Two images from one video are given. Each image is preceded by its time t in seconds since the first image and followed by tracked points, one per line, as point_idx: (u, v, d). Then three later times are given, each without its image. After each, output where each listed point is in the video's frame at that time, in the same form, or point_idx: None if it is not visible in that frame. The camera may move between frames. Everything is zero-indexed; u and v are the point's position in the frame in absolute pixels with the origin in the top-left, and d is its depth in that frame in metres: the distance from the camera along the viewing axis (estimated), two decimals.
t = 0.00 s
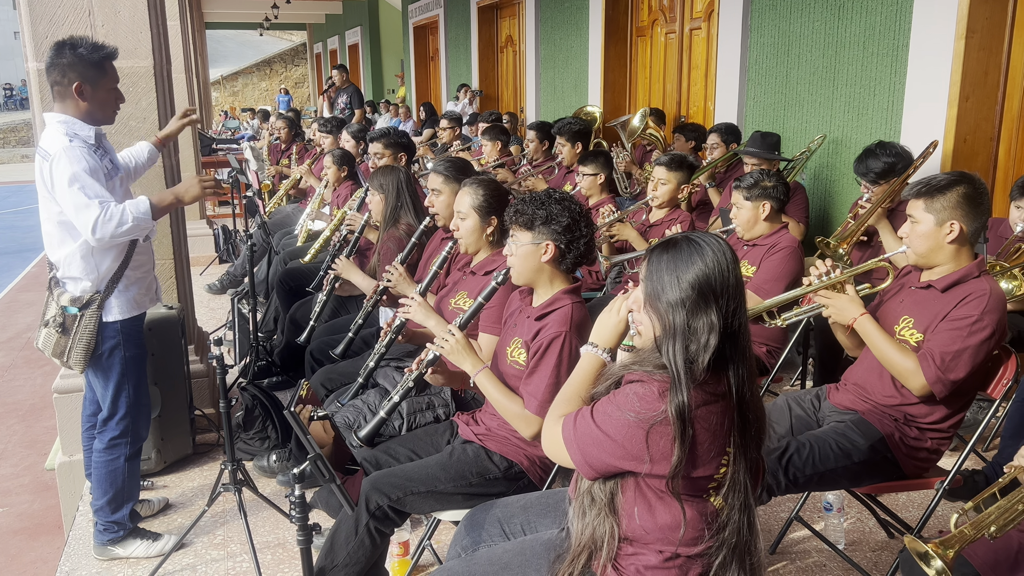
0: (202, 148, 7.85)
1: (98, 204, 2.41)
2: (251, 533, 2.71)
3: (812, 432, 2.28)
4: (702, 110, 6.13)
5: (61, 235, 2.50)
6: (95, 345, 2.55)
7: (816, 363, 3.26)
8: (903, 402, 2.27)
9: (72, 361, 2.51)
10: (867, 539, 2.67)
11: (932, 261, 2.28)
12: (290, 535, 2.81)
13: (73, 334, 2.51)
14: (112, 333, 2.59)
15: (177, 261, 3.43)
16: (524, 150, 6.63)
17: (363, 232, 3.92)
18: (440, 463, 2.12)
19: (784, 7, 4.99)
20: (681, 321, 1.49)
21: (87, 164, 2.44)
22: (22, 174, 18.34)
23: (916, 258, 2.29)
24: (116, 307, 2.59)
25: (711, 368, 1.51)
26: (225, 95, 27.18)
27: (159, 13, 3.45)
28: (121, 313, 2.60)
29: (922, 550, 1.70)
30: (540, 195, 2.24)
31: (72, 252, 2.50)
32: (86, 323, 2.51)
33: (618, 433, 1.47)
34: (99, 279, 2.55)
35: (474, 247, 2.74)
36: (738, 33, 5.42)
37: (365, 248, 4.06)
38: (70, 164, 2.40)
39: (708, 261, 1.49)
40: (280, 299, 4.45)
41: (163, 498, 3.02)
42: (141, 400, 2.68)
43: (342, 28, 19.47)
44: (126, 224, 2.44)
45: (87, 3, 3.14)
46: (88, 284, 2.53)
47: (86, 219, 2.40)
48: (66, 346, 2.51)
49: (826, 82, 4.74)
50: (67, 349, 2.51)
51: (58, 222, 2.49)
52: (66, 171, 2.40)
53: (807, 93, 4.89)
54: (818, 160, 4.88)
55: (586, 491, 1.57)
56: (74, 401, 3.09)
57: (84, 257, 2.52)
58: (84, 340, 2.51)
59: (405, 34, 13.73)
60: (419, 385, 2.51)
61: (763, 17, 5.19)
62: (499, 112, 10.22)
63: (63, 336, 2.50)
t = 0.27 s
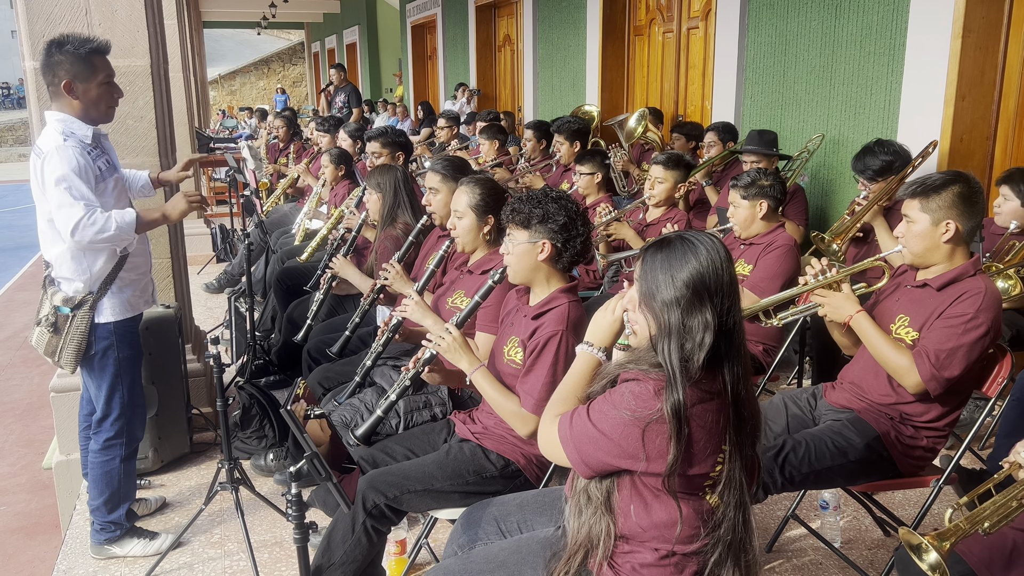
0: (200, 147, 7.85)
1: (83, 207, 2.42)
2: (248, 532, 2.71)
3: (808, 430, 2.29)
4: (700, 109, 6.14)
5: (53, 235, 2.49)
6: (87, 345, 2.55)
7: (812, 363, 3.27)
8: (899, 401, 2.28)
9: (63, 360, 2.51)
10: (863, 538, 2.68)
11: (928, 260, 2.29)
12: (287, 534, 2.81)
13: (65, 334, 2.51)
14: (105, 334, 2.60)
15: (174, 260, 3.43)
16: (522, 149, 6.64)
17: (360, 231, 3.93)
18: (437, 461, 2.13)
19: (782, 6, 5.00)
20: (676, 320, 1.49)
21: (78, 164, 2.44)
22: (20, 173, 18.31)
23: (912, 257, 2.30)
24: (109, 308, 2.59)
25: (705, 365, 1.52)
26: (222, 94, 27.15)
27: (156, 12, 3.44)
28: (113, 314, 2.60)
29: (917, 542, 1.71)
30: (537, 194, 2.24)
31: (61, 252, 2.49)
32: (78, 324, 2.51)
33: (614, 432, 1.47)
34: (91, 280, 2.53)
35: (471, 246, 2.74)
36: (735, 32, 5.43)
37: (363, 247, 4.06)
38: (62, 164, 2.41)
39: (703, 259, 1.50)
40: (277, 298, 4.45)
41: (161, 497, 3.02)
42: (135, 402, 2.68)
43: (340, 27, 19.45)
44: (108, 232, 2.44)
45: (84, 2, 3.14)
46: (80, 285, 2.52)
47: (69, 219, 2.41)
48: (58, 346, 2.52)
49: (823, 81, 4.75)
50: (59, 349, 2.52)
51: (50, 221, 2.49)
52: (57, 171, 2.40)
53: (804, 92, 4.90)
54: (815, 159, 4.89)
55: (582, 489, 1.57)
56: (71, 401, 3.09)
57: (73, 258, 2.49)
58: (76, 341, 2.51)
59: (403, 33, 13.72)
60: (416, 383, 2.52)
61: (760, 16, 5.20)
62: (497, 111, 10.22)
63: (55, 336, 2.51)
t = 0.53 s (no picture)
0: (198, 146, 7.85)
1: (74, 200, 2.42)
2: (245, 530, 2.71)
3: (805, 429, 2.29)
4: (697, 109, 6.14)
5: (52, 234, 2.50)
6: (82, 346, 2.55)
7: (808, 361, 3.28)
8: (895, 400, 2.28)
9: (59, 361, 2.52)
10: (859, 536, 2.69)
11: (924, 259, 2.30)
12: (284, 532, 2.82)
13: (60, 334, 2.52)
14: (100, 335, 2.60)
15: (171, 259, 3.43)
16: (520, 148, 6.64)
17: (358, 230, 3.93)
18: (434, 460, 2.13)
19: (780, 6, 5.00)
20: (671, 319, 1.50)
21: (70, 158, 2.42)
22: (18, 172, 18.29)
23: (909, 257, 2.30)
24: (104, 308, 2.59)
25: (701, 364, 1.52)
26: (221, 93, 27.12)
27: (154, 11, 3.45)
28: (108, 315, 2.60)
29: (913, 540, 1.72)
30: (534, 193, 2.25)
31: (60, 251, 2.50)
32: (74, 324, 2.51)
33: (610, 430, 1.48)
34: (87, 280, 2.54)
35: (468, 245, 2.75)
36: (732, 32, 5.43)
37: (361, 246, 4.07)
38: (53, 159, 2.41)
39: (697, 258, 1.50)
40: (275, 297, 4.45)
41: (158, 496, 3.03)
42: (128, 402, 2.68)
43: (338, 26, 19.45)
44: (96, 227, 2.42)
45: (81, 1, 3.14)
46: (76, 285, 2.53)
47: (63, 211, 2.42)
48: (54, 346, 2.53)
49: (821, 80, 4.75)
50: (55, 349, 2.53)
51: (50, 220, 2.50)
52: (50, 167, 2.41)
53: (802, 91, 4.90)
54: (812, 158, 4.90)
55: (578, 488, 1.57)
56: (68, 399, 3.09)
57: (70, 256, 2.50)
58: (71, 342, 2.52)
59: (401, 33, 13.72)
60: (413, 382, 2.52)
61: (758, 16, 5.20)
62: (495, 110, 10.22)
63: (51, 336, 2.52)
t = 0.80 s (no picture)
0: (197, 145, 7.84)
1: (76, 220, 2.39)
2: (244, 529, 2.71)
3: (803, 428, 2.29)
4: (697, 108, 6.14)
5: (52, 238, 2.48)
6: (86, 348, 2.55)
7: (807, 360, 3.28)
8: (893, 399, 2.28)
9: (64, 363, 2.52)
10: (858, 535, 2.69)
11: (923, 258, 2.30)
12: (282, 531, 2.81)
13: (64, 336, 2.51)
14: (104, 337, 2.59)
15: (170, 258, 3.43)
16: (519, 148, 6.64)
17: (357, 229, 3.93)
18: (432, 459, 2.13)
19: (780, 6, 5.00)
20: (670, 317, 1.50)
21: (64, 163, 2.39)
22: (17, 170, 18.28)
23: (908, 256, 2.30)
24: (109, 310, 2.59)
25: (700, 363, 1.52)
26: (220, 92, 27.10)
27: (152, 10, 3.45)
28: (114, 317, 2.60)
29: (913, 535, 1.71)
30: (533, 191, 2.24)
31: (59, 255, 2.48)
32: (78, 326, 2.51)
33: (609, 429, 1.48)
34: (91, 282, 2.52)
35: (467, 243, 2.75)
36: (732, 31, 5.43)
37: (360, 245, 4.06)
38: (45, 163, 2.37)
39: (696, 256, 1.50)
40: (273, 296, 4.44)
41: (156, 495, 3.02)
42: (130, 404, 2.68)
43: (337, 25, 19.44)
44: (97, 250, 2.41)
45: None
46: (80, 287, 2.50)
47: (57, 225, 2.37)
48: (58, 348, 2.52)
49: (820, 80, 4.75)
50: (59, 351, 2.52)
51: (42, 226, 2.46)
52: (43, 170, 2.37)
53: (801, 90, 4.90)
54: (811, 158, 4.90)
55: (577, 487, 1.57)
56: (66, 398, 3.08)
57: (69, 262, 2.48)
58: (76, 344, 2.51)
59: (401, 32, 13.71)
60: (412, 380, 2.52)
61: (758, 15, 5.20)
62: (494, 110, 10.21)
63: (55, 338, 2.51)
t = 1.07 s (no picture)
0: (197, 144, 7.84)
1: (103, 155, 2.39)
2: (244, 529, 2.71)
3: (803, 429, 2.29)
4: (697, 108, 6.14)
5: (54, 236, 2.50)
6: (84, 350, 2.54)
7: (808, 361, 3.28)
8: (894, 399, 2.28)
9: (59, 366, 2.49)
10: (858, 536, 2.68)
11: (923, 258, 2.29)
12: (282, 531, 2.81)
13: (60, 339, 2.49)
14: (101, 339, 2.59)
15: (170, 257, 3.42)
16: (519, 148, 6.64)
17: (357, 229, 3.93)
18: (432, 459, 2.13)
19: (780, 6, 5.00)
20: (671, 318, 1.49)
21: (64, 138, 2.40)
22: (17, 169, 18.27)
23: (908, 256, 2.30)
24: (106, 313, 2.58)
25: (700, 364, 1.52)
26: (220, 92, 27.10)
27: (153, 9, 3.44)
28: (111, 319, 2.59)
29: (913, 535, 1.72)
30: (533, 191, 2.24)
31: (68, 249, 2.50)
32: (74, 328, 2.49)
33: (609, 430, 1.47)
34: (88, 283, 2.54)
35: (467, 243, 2.75)
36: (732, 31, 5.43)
37: (360, 245, 4.06)
38: (52, 150, 2.39)
39: (697, 257, 1.50)
40: (274, 296, 4.44)
41: (156, 494, 3.02)
42: (127, 405, 2.67)
43: (338, 25, 19.44)
44: (139, 164, 2.37)
45: None
46: (77, 288, 2.53)
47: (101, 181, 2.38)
48: (54, 351, 2.50)
49: (820, 80, 4.75)
50: (55, 355, 2.50)
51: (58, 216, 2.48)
52: (53, 154, 2.39)
53: (802, 91, 4.90)
54: (811, 158, 4.90)
55: (577, 487, 1.57)
56: (66, 397, 3.08)
57: (82, 256, 2.51)
58: (72, 346, 2.49)
59: (401, 32, 13.71)
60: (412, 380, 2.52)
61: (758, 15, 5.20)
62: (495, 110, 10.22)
63: (51, 340, 2.49)
